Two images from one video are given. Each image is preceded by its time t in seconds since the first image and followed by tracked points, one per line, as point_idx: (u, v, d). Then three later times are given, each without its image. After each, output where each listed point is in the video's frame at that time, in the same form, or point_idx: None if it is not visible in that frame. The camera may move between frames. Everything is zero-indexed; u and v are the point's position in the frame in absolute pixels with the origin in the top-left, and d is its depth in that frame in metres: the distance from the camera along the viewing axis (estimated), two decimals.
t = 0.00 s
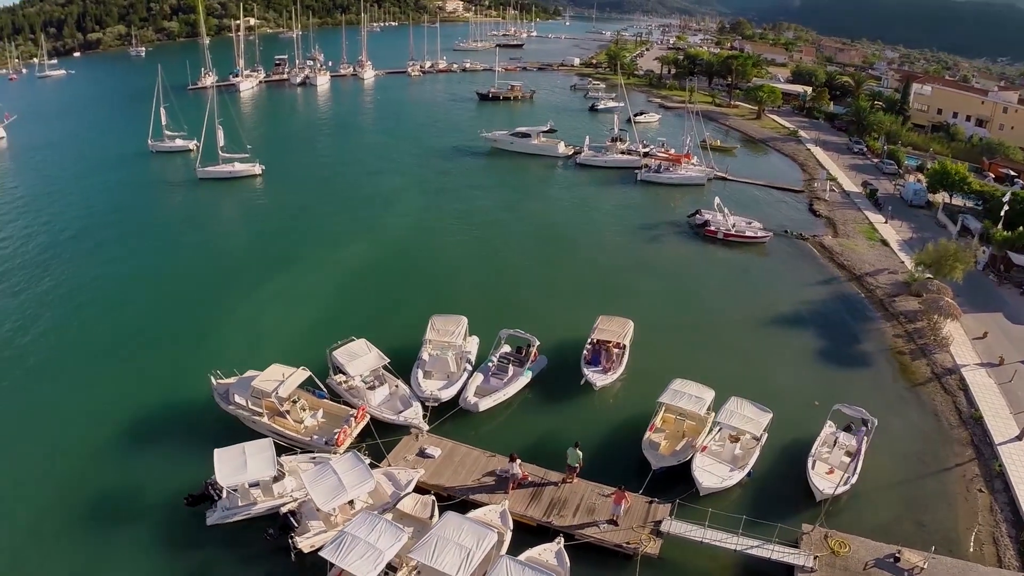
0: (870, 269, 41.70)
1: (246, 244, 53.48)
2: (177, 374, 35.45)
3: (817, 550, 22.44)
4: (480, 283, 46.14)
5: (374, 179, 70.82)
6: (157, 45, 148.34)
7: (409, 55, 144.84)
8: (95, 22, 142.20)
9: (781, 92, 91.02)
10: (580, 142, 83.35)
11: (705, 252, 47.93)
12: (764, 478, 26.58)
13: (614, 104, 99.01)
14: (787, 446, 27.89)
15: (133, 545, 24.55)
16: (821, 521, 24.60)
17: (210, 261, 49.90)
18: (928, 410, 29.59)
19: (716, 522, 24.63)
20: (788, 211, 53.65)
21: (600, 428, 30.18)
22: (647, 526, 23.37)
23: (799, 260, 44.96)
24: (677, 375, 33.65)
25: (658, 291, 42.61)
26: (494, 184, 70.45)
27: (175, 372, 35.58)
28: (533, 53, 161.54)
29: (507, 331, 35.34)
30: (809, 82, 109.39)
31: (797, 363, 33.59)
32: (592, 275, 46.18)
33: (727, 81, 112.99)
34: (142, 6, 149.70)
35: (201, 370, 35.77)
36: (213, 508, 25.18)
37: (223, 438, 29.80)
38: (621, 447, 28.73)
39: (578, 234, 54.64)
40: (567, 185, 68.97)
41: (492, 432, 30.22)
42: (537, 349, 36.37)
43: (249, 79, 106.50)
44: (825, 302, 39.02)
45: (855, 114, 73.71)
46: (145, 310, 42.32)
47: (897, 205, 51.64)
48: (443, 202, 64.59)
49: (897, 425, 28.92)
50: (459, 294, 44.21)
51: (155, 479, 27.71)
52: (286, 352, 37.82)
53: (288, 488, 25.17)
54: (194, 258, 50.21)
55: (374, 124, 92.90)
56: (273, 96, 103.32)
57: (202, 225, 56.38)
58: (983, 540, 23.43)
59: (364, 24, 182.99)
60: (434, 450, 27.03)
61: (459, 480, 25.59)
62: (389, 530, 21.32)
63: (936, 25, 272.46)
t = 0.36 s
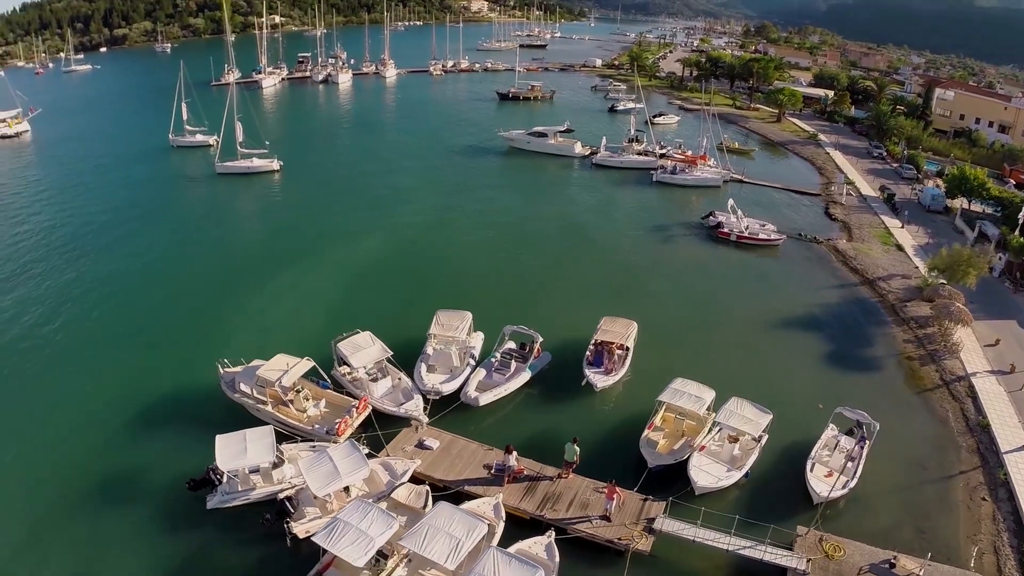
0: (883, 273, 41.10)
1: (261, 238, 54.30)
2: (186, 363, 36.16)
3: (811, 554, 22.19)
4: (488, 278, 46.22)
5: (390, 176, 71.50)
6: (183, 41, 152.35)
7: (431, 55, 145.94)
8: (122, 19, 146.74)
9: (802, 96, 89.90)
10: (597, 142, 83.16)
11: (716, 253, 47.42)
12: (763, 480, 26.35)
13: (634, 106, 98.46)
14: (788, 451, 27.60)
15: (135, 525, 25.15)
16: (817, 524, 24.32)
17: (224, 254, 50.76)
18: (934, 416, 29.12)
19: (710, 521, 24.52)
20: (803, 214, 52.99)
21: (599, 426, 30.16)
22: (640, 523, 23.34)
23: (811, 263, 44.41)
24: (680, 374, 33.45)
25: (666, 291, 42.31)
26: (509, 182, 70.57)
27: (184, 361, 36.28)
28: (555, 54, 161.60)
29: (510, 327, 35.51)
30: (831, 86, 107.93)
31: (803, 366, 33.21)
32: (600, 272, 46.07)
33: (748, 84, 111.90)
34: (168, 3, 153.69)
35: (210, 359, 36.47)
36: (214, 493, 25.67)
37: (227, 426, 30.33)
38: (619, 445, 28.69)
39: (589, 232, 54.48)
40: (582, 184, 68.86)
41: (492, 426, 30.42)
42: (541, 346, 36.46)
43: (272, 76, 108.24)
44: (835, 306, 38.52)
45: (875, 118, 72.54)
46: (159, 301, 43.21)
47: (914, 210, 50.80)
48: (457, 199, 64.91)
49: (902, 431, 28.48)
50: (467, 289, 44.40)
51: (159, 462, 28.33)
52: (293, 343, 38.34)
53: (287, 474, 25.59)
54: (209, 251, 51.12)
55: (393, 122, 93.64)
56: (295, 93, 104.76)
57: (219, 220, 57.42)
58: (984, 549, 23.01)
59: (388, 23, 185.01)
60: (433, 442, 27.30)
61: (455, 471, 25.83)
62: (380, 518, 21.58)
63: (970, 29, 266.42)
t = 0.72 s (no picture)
0: (898, 278, 40.45)
1: (276, 232, 55.18)
2: (197, 351, 36.95)
3: (806, 556, 21.96)
4: (498, 275, 46.38)
5: (407, 173, 72.14)
6: (210, 38, 156.10)
7: (454, 54, 146.82)
8: (150, 15, 150.71)
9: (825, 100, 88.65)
10: (616, 143, 82.90)
11: (728, 254, 46.97)
12: (762, 482, 26.13)
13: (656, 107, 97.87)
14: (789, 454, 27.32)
15: (140, 506, 25.78)
16: (815, 527, 24.04)
17: (240, 247, 51.67)
18: (942, 423, 28.61)
19: (706, 520, 24.39)
20: (820, 218, 52.28)
21: (600, 423, 30.15)
22: (634, 520, 23.34)
23: (825, 267, 43.81)
24: (684, 374, 33.26)
25: (676, 291, 42.05)
26: (524, 181, 70.72)
27: (195, 350, 37.08)
28: (579, 55, 161.42)
29: (517, 323, 35.67)
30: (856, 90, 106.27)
31: (810, 370, 32.81)
32: (611, 271, 45.95)
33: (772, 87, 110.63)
34: None
35: (220, 349, 37.20)
36: (217, 478, 26.17)
37: (233, 413, 30.92)
38: (619, 443, 28.66)
39: (601, 232, 54.39)
40: (597, 184, 68.72)
41: (493, 420, 30.63)
42: (547, 342, 36.55)
43: (296, 74, 109.87)
44: (846, 310, 37.99)
45: (898, 123, 71.33)
46: (174, 291, 44.15)
47: (933, 216, 49.87)
48: (471, 197, 65.24)
49: (907, 436, 28.05)
50: (476, 285, 44.63)
51: (166, 447, 28.98)
52: (302, 335, 38.92)
53: (289, 462, 26.07)
54: (226, 244, 52.09)
55: (413, 120, 94.32)
56: (319, 91, 106.16)
57: (237, 214, 58.46)
58: (986, 558, 22.55)
59: (413, 23, 186.80)
60: (433, 434, 27.61)
61: (454, 463, 26.09)
62: (376, 505, 21.88)
63: (1006, 35, 259.92)
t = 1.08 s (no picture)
0: (915, 284, 39.79)
1: (295, 226, 56.13)
2: (212, 340, 37.82)
3: (802, 560, 21.79)
4: (511, 272, 46.61)
5: (426, 171, 72.78)
6: (239, 34, 159.20)
7: (480, 54, 147.41)
8: (181, 11, 154.31)
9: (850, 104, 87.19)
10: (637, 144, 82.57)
11: (743, 257, 46.56)
12: (763, 484, 25.95)
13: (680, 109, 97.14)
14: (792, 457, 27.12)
15: (149, 488, 26.55)
16: (814, 531, 23.84)
17: (259, 240, 52.66)
18: (953, 431, 28.12)
19: (703, 520, 24.31)
20: (839, 223, 51.53)
21: (603, 420, 30.20)
22: (630, 516, 23.37)
23: (841, 271, 43.20)
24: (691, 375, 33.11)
25: (687, 292, 41.82)
26: (542, 180, 70.84)
27: (210, 339, 37.97)
28: (607, 56, 160.97)
29: (526, 320, 35.83)
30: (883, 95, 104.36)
31: (819, 374, 32.43)
32: (623, 271, 45.91)
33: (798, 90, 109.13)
34: None
35: (234, 338, 38.02)
36: (224, 462, 26.83)
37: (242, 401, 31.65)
38: (621, 440, 28.68)
39: (616, 232, 54.28)
40: (615, 184, 68.55)
41: (497, 414, 30.88)
42: (555, 340, 36.69)
43: (322, 71, 111.40)
44: (860, 314, 37.47)
45: (923, 129, 69.94)
46: (193, 281, 45.20)
47: (955, 222, 48.87)
48: (489, 195, 65.60)
49: (914, 443, 27.65)
50: (487, 282, 44.93)
51: (177, 431, 29.80)
52: (314, 326, 39.58)
53: (294, 449, 26.66)
54: (245, 237, 53.15)
55: (435, 118, 95.07)
56: (345, 88, 107.52)
57: (258, 208, 59.56)
58: (989, 568, 22.16)
59: (439, 22, 188.18)
60: (437, 426, 27.92)
61: (454, 454, 26.37)
62: (374, 492, 22.29)
63: None
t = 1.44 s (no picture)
0: (930, 290, 39.20)
1: (312, 221, 57.06)
2: (225, 330, 38.73)
3: (797, 563, 21.57)
4: (522, 269, 46.82)
5: (444, 169, 73.38)
6: (267, 31, 162.10)
7: (503, 54, 147.97)
8: (210, 8, 157.62)
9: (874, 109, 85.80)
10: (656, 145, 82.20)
11: (756, 259, 46.18)
12: (763, 486, 25.79)
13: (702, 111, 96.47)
14: (794, 460, 26.93)
15: (157, 470, 27.28)
16: (812, 534, 23.65)
17: (276, 233, 53.64)
18: (961, 439, 27.76)
19: (700, 519, 24.28)
20: (856, 228, 50.85)
21: (606, 418, 30.30)
22: (626, 513, 23.40)
23: (856, 276, 42.64)
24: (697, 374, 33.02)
25: (698, 294, 41.66)
26: (559, 180, 70.92)
27: (224, 329, 38.88)
28: (632, 57, 160.41)
29: (533, 316, 36.00)
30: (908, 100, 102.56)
31: (827, 377, 32.13)
32: (634, 271, 45.85)
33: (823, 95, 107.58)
34: None
35: (248, 328, 38.87)
36: (230, 447, 27.47)
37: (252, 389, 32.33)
38: (622, 438, 28.74)
39: (630, 232, 54.19)
40: (633, 185, 68.37)
41: (500, 408, 31.12)
42: (562, 337, 36.84)
43: (347, 69, 112.82)
44: (874, 319, 36.98)
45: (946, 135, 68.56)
46: (210, 272, 46.26)
47: (975, 229, 47.95)
48: (505, 194, 65.94)
49: (921, 451, 27.33)
50: (498, 278, 45.26)
51: (186, 417, 30.59)
52: (325, 318, 40.26)
53: (298, 436, 27.25)
54: (263, 230, 54.18)
55: (455, 118, 95.68)
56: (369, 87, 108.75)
57: (277, 202, 60.67)
58: None
59: (465, 22, 189.53)
60: (439, 418, 28.24)
61: (455, 446, 26.67)
62: (371, 479, 22.69)
63: None
